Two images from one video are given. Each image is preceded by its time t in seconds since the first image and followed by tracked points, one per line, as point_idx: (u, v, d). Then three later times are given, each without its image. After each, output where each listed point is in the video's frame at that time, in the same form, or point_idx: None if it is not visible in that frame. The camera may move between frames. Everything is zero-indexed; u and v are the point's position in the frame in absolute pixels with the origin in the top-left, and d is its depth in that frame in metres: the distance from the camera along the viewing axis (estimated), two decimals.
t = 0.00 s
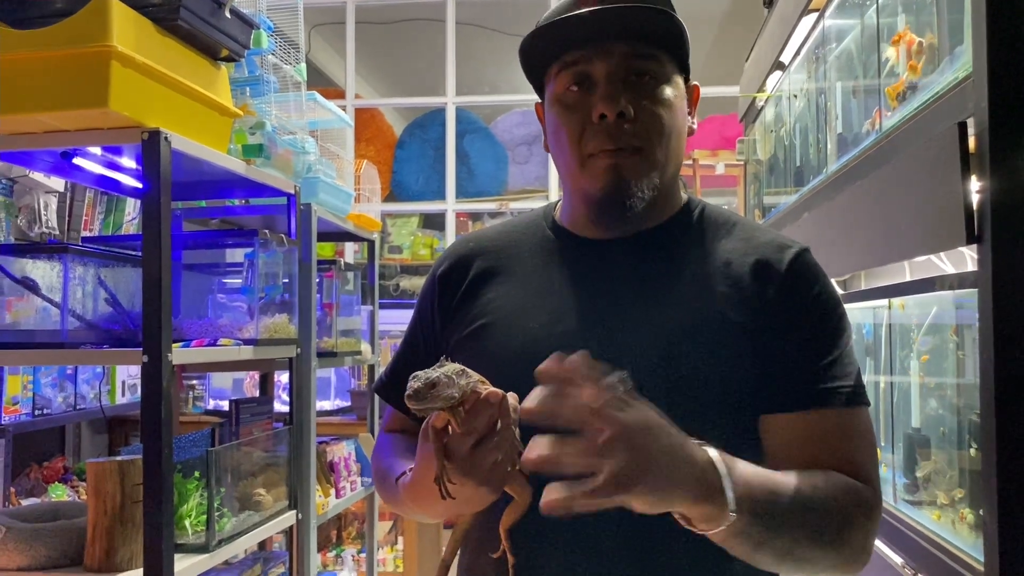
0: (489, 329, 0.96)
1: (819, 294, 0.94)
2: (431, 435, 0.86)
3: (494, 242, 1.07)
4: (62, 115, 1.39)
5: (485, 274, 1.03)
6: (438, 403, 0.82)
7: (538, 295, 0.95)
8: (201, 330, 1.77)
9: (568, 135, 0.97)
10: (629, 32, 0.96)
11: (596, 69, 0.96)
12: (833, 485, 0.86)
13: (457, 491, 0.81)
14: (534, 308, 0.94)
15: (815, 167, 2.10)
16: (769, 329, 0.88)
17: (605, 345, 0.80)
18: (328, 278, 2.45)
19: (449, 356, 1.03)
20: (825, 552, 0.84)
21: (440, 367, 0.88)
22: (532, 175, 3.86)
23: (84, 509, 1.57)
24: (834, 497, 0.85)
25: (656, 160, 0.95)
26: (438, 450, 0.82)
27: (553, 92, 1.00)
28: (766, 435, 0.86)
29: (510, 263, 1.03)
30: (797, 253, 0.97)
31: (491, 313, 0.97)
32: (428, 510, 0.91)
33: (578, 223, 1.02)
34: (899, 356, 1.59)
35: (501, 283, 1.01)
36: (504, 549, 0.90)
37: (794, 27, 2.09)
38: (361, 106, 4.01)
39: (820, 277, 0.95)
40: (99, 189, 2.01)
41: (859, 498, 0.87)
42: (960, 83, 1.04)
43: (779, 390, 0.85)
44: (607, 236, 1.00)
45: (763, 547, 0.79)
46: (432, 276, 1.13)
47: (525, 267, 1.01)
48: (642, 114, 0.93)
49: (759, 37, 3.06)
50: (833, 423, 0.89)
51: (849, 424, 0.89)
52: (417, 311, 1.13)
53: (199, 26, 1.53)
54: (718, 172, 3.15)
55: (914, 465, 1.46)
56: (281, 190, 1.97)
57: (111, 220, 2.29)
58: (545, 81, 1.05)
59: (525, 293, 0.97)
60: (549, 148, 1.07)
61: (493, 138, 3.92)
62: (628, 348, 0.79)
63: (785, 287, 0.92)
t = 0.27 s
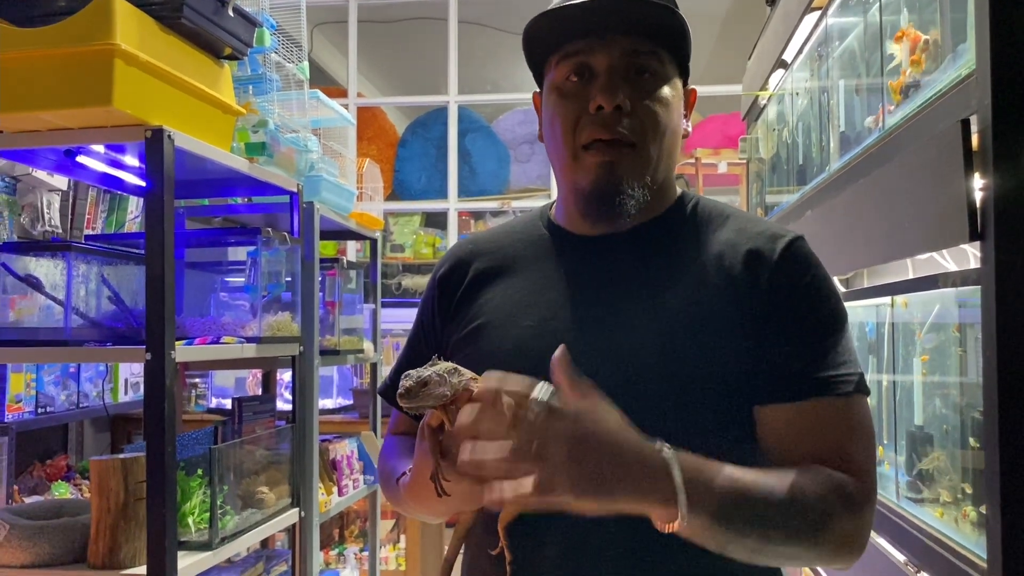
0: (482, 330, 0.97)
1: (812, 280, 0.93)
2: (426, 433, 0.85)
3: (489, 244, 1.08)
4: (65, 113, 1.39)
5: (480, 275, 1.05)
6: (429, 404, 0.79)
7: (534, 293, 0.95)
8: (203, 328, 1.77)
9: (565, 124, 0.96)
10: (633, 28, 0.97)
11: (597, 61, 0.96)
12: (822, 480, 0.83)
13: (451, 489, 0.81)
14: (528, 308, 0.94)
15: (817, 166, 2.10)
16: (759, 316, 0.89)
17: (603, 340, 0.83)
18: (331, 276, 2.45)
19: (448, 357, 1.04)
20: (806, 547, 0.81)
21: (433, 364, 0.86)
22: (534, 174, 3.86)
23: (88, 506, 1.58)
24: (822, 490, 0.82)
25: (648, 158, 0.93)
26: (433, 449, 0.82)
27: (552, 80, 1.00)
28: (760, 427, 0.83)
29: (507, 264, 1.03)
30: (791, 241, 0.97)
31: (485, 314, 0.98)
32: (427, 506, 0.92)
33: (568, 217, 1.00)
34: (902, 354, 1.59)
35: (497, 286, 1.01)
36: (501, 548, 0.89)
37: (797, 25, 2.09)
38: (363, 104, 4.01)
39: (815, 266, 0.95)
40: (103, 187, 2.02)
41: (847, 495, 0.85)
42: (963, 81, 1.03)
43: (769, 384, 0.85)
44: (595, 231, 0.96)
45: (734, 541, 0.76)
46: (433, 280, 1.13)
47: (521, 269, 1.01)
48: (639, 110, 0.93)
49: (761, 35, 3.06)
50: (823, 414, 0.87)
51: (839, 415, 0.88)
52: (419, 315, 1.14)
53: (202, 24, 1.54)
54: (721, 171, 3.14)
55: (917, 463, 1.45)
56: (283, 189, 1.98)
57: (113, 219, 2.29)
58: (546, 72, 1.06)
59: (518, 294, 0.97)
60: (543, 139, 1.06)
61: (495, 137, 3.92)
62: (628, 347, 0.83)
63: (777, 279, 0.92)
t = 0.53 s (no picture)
0: (482, 333, 0.97)
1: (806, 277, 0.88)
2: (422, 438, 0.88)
3: (487, 245, 1.07)
4: (69, 113, 1.39)
5: (477, 279, 1.03)
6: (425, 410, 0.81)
7: (532, 297, 0.96)
8: (206, 328, 1.78)
9: (562, 125, 0.97)
10: (634, 30, 0.96)
11: (597, 62, 0.96)
12: (816, 494, 0.83)
13: (450, 490, 0.86)
14: (523, 310, 0.96)
15: (820, 166, 2.09)
16: (752, 315, 0.88)
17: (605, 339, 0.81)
18: (334, 276, 2.45)
19: (449, 358, 1.04)
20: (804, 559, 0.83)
21: (427, 369, 0.87)
22: (536, 173, 3.86)
23: (92, 506, 1.58)
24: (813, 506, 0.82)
25: (644, 160, 0.95)
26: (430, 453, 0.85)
27: (552, 78, 1.00)
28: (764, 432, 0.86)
29: (506, 266, 1.02)
30: (786, 237, 0.91)
31: (484, 316, 0.99)
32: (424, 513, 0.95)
33: (563, 216, 1.02)
34: (904, 354, 1.58)
35: (496, 290, 1.00)
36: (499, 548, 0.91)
37: (799, 25, 2.09)
38: (365, 104, 4.01)
39: (809, 262, 0.90)
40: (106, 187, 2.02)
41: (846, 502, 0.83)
42: (966, 81, 1.03)
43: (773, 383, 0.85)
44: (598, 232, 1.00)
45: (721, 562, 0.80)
46: (434, 284, 1.12)
47: (520, 272, 1.00)
48: (637, 113, 0.94)
49: (764, 36, 3.05)
50: (817, 420, 0.84)
51: (844, 422, 0.84)
52: (421, 322, 1.13)
53: (205, 24, 1.54)
54: (723, 171, 3.14)
55: (919, 462, 1.45)
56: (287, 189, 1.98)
57: (116, 219, 2.34)
58: (544, 69, 1.05)
59: (518, 297, 0.97)
60: (541, 137, 1.07)
61: (498, 137, 3.92)
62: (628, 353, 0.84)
63: (772, 275, 0.89)
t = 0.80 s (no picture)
0: (488, 333, 0.96)
1: (812, 281, 0.87)
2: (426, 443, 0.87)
3: (489, 247, 1.05)
4: (72, 114, 1.40)
5: (480, 279, 1.02)
6: (433, 416, 0.79)
7: (536, 297, 0.96)
8: (209, 328, 1.79)
9: (566, 125, 0.98)
10: (635, 30, 0.97)
11: (599, 63, 0.98)
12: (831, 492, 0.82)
13: (456, 495, 0.84)
14: (530, 311, 0.95)
15: (822, 167, 2.09)
16: (757, 318, 0.88)
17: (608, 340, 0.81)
18: (336, 276, 2.44)
19: (452, 360, 1.03)
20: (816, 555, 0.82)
21: (431, 376, 0.85)
22: (538, 174, 3.86)
23: (95, 506, 1.58)
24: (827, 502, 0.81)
25: (648, 158, 0.95)
26: (435, 457, 0.83)
27: (554, 82, 1.01)
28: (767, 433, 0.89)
29: (510, 267, 1.01)
30: (792, 241, 0.90)
31: (490, 317, 0.97)
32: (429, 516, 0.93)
33: (568, 219, 1.01)
34: (907, 355, 1.58)
35: (501, 292, 0.99)
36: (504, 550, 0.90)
37: (801, 26, 2.08)
38: (367, 105, 4.02)
39: (816, 267, 0.88)
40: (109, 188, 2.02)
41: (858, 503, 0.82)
42: (969, 82, 1.03)
43: (769, 384, 0.87)
44: (597, 235, 0.99)
45: (735, 555, 0.80)
46: (435, 283, 1.10)
47: (524, 273, 0.99)
48: (640, 111, 0.95)
49: (766, 37, 3.05)
50: (825, 422, 0.84)
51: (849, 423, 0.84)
52: (422, 322, 1.12)
53: (208, 25, 1.54)
54: (725, 172, 3.14)
55: (922, 463, 1.45)
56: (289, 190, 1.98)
57: (117, 219, 2.30)
58: (547, 72, 1.06)
59: (523, 297, 0.97)
60: (545, 141, 1.07)
61: (499, 137, 3.93)
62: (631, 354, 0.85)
63: (777, 279, 0.88)
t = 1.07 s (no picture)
0: (492, 333, 0.96)
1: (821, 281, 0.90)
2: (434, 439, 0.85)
3: (495, 244, 1.05)
4: (74, 114, 1.40)
5: (486, 275, 1.02)
6: (445, 409, 0.79)
7: (539, 296, 0.96)
8: (210, 328, 1.78)
9: (566, 138, 0.98)
10: (629, 36, 0.96)
11: (594, 72, 0.97)
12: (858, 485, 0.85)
13: (466, 491, 0.82)
14: (536, 311, 0.94)
15: (824, 167, 2.09)
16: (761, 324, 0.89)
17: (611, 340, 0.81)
18: (338, 277, 2.45)
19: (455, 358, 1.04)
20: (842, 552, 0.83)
21: (444, 370, 0.87)
22: (539, 174, 3.86)
23: (96, 506, 1.58)
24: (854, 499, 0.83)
25: (649, 166, 0.96)
26: (445, 454, 0.81)
27: (552, 91, 1.01)
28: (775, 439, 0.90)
29: (514, 263, 1.01)
30: (799, 245, 0.92)
31: (495, 315, 0.97)
32: (434, 512, 0.92)
33: (573, 226, 1.02)
34: (909, 355, 1.58)
35: (506, 288, 0.99)
36: (511, 547, 0.91)
37: (803, 27, 2.08)
38: (368, 105, 4.03)
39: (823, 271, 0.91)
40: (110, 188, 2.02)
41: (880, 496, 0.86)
42: (973, 82, 1.03)
43: (779, 390, 0.88)
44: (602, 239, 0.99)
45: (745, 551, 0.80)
46: (438, 280, 1.11)
47: (527, 270, 0.99)
48: (637, 119, 0.94)
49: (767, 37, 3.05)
50: (845, 420, 0.87)
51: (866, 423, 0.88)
52: (425, 316, 1.11)
53: (210, 25, 1.54)
54: (726, 172, 3.13)
55: (925, 463, 1.45)
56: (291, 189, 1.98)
57: (119, 219, 2.30)
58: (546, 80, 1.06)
59: (527, 296, 0.96)
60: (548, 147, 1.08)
61: (501, 138, 3.93)
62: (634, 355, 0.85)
63: (787, 282, 0.90)
